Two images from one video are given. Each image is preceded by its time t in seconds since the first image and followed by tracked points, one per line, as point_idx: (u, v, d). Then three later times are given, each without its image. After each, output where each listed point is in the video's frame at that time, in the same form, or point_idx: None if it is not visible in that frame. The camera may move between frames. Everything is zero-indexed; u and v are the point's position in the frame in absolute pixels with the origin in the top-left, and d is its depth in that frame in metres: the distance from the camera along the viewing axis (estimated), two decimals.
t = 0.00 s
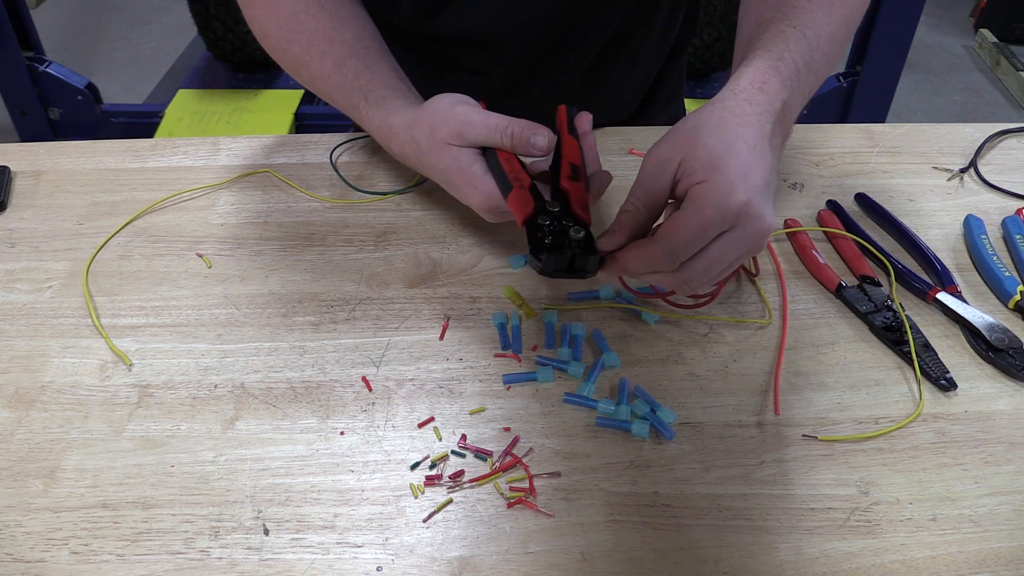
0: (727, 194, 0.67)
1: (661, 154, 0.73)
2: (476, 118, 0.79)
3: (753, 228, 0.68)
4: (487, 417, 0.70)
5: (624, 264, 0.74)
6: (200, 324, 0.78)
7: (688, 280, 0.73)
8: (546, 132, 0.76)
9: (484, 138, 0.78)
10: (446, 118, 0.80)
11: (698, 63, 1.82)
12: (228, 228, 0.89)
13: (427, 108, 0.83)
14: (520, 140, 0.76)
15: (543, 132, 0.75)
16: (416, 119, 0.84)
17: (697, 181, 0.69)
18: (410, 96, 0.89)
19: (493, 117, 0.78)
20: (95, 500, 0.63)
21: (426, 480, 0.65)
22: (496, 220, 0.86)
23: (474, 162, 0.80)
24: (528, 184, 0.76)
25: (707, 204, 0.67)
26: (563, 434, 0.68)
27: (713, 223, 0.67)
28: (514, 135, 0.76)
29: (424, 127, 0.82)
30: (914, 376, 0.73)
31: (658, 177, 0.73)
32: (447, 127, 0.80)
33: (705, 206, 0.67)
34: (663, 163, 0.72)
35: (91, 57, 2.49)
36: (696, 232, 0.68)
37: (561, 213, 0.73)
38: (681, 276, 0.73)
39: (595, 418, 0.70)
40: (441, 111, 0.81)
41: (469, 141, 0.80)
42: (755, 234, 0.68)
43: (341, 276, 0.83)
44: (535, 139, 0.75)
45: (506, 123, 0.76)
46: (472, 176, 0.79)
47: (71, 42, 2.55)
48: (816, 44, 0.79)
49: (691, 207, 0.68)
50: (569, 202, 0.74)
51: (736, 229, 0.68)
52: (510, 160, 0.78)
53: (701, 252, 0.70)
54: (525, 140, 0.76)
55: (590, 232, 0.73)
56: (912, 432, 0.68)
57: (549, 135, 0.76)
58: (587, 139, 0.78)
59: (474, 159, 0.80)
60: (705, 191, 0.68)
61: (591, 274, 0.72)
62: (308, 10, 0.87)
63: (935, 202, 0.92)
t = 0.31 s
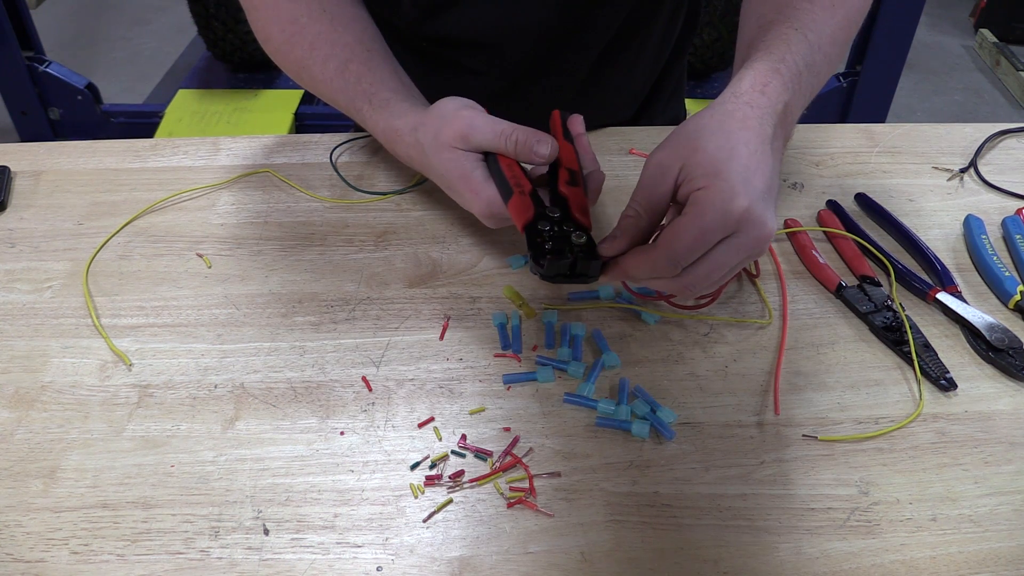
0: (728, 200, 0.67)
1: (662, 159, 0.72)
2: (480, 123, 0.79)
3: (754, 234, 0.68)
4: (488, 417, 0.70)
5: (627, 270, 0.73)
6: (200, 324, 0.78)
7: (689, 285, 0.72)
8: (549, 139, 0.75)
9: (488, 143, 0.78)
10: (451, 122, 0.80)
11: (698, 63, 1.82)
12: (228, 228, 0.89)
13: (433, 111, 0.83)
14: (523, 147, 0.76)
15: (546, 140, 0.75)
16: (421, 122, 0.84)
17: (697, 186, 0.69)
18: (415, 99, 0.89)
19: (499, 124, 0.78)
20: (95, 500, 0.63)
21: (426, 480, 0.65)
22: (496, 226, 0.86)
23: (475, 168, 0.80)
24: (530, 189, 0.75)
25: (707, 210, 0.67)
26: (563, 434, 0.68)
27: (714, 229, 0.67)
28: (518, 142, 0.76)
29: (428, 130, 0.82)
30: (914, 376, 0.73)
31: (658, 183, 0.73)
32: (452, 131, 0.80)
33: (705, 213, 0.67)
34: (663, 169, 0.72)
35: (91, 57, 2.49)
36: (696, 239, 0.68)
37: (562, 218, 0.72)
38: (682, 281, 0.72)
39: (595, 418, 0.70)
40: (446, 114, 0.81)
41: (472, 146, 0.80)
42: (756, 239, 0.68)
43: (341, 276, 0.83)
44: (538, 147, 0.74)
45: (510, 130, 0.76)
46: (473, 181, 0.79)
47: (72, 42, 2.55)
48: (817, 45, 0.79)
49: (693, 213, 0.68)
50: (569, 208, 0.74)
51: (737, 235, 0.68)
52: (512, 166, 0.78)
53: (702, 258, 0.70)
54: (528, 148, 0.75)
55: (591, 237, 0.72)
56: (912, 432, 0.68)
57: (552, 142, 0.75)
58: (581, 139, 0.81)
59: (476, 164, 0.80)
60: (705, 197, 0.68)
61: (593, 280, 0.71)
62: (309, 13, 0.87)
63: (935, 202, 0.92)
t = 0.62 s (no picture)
0: (729, 199, 0.67)
1: (663, 159, 0.72)
2: (480, 123, 0.79)
3: (755, 233, 0.68)
4: (488, 417, 0.70)
5: (629, 269, 0.74)
6: (200, 324, 0.78)
7: (691, 285, 0.72)
8: (546, 141, 0.76)
9: (487, 145, 0.78)
10: (452, 120, 0.80)
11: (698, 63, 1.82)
12: (228, 229, 0.89)
13: (434, 110, 0.83)
14: (522, 150, 0.76)
15: (544, 142, 0.75)
16: (421, 119, 0.84)
17: (699, 186, 0.69)
18: (413, 97, 0.89)
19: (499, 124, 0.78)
20: (95, 500, 0.63)
21: (426, 480, 0.65)
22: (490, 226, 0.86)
23: (474, 169, 0.80)
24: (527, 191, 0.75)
25: (708, 210, 0.67)
26: (564, 434, 0.68)
27: (715, 229, 0.67)
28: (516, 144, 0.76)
29: (429, 129, 0.82)
30: (914, 376, 0.73)
31: (659, 182, 0.73)
32: (452, 129, 0.80)
33: (706, 212, 0.67)
34: (664, 169, 0.72)
35: (91, 58, 2.49)
36: (698, 238, 0.68)
37: (560, 219, 0.72)
38: (684, 281, 0.72)
39: (595, 418, 0.70)
40: (447, 112, 0.81)
41: (472, 145, 0.80)
42: (757, 238, 0.68)
43: (341, 276, 0.83)
44: (536, 150, 0.75)
45: (510, 130, 0.77)
46: (471, 183, 0.79)
47: (72, 42, 2.55)
48: (819, 45, 0.79)
49: (694, 213, 0.68)
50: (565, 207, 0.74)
51: (738, 235, 0.68)
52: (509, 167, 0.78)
53: (704, 257, 0.70)
54: (526, 149, 0.76)
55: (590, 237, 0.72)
56: (912, 432, 0.68)
57: (548, 145, 0.75)
58: (566, 135, 0.81)
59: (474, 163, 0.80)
60: (706, 197, 0.68)
61: (595, 278, 0.71)
62: (307, 12, 0.87)
63: (935, 202, 0.92)
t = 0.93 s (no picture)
0: (728, 207, 0.66)
1: (660, 166, 0.72)
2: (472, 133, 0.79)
3: (755, 241, 0.68)
4: (488, 417, 0.70)
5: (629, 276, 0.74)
6: (200, 324, 0.78)
7: (689, 292, 0.73)
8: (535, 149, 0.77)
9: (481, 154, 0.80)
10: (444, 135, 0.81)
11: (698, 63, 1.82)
12: (228, 229, 0.89)
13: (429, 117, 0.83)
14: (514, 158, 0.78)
15: (532, 149, 0.77)
16: (421, 130, 0.84)
17: (697, 193, 0.69)
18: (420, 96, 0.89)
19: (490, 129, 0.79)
20: (95, 500, 0.63)
21: (426, 480, 0.65)
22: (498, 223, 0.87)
23: (474, 177, 0.81)
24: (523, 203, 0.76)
25: (708, 218, 0.67)
26: (564, 434, 0.68)
27: (714, 236, 0.67)
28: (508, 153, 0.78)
29: (427, 138, 0.83)
30: (914, 376, 0.73)
31: (657, 190, 0.72)
32: (446, 145, 0.81)
33: (706, 220, 0.67)
34: (662, 176, 0.72)
35: (91, 58, 2.49)
36: (697, 246, 0.68)
37: (554, 231, 0.75)
38: (682, 288, 0.73)
39: (595, 418, 0.70)
40: (439, 127, 0.82)
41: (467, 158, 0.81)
42: (756, 246, 0.68)
43: (341, 276, 0.83)
44: (525, 157, 0.78)
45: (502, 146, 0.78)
46: (474, 191, 0.81)
47: (72, 42, 2.55)
48: (813, 49, 0.79)
49: (693, 221, 0.68)
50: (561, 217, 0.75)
51: (737, 242, 0.68)
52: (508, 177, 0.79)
53: (703, 265, 0.70)
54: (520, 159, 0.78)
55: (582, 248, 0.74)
56: (912, 432, 0.68)
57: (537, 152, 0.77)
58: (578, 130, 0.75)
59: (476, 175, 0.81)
60: (705, 205, 0.67)
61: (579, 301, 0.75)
62: (314, 14, 0.87)
63: (935, 202, 0.92)
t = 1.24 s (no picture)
0: (741, 211, 0.67)
1: (669, 166, 0.71)
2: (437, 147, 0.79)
3: (762, 243, 0.69)
4: (488, 417, 0.70)
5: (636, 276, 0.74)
6: (200, 324, 0.78)
7: (694, 292, 0.73)
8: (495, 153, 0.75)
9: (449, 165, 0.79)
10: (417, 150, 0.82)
11: (698, 63, 1.82)
12: (228, 229, 0.89)
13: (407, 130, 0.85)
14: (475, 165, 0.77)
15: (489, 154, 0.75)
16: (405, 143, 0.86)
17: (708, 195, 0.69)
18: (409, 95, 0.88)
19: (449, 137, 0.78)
20: (95, 500, 0.63)
21: (426, 480, 0.65)
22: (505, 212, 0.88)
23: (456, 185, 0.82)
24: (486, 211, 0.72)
25: (722, 221, 0.67)
26: (564, 434, 0.68)
27: (726, 239, 0.68)
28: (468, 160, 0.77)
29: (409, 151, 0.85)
30: (914, 376, 0.73)
31: (665, 190, 0.72)
32: (421, 160, 0.82)
33: (719, 223, 0.67)
34: (672, 175, 0.72)
35: (91, 58, 2.49)
36: (709, 249, 0.68)
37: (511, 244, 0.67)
38: (687, 289, 0.73)
39: (595, 419, 0.70)
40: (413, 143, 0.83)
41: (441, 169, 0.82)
42: (763, 248, 0.69)
43: (341, 276, 0.83)
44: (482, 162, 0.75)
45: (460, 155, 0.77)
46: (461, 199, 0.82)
47: (72, 42, 2.55)
48: (815, 50, 0.79)
49: (707, 223, 0.68)
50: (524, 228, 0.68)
51: (746, 245, 0.69)
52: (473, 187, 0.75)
53: (711, 266, 0.70)
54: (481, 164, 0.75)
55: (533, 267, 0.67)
56: (912, 432, 0.68)
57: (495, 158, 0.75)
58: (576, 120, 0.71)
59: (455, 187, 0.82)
60: (718, 208, 0.68)
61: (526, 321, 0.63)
62: (312, 18, 0.87)
63: (935, 202, 0.92)
